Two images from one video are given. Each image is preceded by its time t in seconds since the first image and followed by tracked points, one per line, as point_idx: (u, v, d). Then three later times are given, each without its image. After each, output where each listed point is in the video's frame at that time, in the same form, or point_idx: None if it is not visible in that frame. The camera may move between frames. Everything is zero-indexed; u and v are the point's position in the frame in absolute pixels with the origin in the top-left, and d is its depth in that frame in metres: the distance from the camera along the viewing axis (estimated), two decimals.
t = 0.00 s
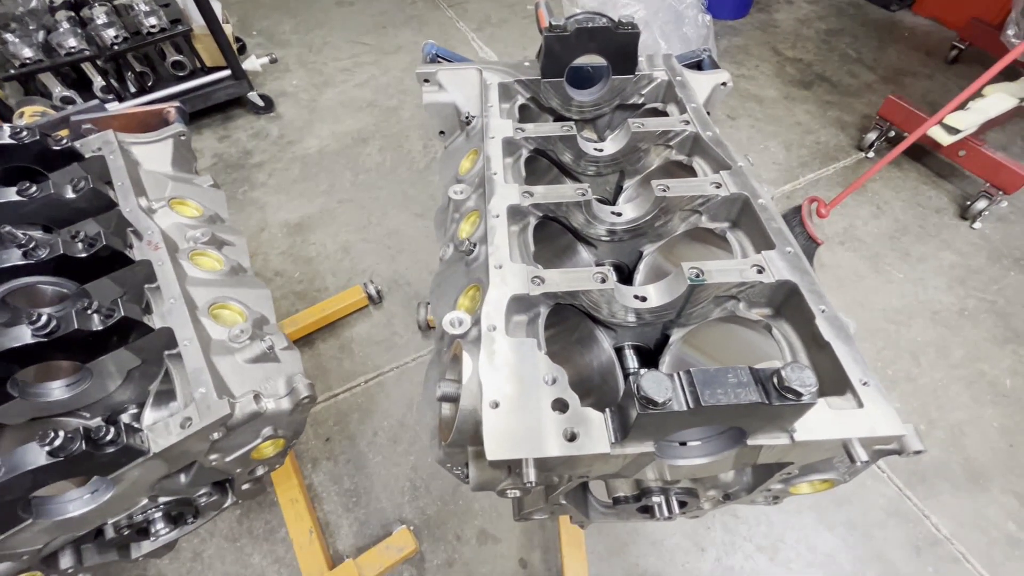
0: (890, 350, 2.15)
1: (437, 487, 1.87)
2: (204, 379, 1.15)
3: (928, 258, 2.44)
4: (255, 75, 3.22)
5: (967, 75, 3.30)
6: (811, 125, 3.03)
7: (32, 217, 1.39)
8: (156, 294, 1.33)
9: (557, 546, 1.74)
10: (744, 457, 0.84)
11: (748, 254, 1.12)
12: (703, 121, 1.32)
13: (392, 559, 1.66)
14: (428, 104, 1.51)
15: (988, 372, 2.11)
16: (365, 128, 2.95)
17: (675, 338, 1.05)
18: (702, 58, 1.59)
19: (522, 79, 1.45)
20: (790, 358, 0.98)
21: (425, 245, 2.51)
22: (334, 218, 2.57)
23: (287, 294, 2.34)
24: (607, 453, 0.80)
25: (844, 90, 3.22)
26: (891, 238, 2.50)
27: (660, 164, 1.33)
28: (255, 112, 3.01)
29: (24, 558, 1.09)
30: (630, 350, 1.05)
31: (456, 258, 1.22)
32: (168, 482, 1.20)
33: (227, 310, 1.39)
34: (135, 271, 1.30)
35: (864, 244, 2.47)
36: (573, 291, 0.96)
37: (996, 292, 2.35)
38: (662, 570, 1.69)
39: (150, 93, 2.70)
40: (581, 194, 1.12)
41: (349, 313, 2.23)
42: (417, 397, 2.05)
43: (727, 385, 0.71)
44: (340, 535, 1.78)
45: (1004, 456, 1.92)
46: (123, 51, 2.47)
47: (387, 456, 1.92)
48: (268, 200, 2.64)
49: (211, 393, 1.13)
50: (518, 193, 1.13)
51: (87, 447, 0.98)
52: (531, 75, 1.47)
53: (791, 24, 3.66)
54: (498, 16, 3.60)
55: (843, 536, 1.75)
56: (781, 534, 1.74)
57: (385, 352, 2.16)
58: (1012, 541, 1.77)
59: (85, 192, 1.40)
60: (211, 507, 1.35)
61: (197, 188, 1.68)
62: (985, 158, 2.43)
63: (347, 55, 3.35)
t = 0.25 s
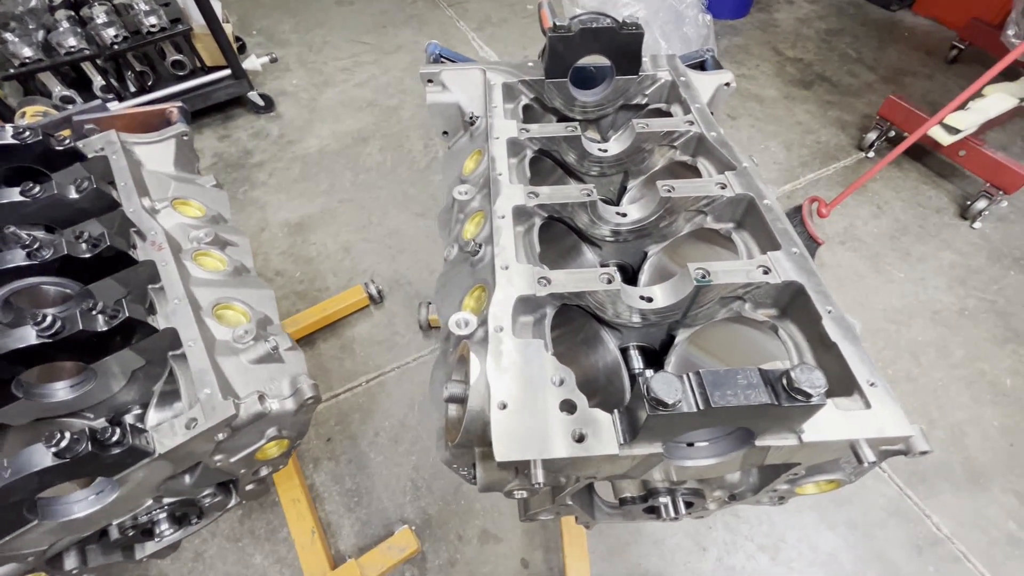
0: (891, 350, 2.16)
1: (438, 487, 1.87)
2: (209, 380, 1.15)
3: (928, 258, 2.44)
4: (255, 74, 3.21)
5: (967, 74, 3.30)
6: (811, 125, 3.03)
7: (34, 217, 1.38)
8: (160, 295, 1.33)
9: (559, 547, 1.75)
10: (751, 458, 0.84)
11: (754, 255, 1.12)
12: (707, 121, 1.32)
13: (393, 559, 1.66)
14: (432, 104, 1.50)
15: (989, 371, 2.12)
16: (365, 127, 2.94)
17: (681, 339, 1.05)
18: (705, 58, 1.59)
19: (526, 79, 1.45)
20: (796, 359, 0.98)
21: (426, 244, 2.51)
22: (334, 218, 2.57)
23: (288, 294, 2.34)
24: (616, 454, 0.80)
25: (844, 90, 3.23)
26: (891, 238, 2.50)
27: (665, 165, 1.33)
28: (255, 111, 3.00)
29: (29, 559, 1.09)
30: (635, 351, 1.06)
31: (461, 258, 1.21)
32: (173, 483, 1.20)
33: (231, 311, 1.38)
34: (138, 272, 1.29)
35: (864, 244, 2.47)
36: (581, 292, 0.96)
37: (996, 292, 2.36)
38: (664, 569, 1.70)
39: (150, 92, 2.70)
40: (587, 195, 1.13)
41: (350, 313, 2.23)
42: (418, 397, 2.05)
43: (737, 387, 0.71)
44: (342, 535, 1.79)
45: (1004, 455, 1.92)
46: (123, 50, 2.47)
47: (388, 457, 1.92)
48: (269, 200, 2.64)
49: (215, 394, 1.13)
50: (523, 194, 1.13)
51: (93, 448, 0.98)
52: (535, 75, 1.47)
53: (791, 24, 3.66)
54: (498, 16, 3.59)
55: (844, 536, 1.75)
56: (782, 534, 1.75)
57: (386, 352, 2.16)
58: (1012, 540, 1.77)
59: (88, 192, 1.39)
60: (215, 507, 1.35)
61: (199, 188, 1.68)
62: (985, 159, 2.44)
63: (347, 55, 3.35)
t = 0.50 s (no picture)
0: (892, 349, 2.16)
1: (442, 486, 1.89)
2: (219, 381, 1.15)
3: (930, 257, 2.45)
4: (255, 72, 3.20)
5: (968, 73, 3.30)
6: (812, 124, 3.03)
7: (40, 217, 1.37)
8: (167, 294, 1.33)
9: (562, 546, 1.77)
10: (768, 459, 0.84)
11: (766, 255, 1.11)
12: (717, 121, 1.32)
13: (397, 559, 1.67)
14: (439, 103, 1.49)
15: (990, 370, 2.12)
16: (366, 126, 2.94)
17: (692, 339, 1.05)
18: (713, 57, 1.59)
19: (533, 78, 1.44)
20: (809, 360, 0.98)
21: (428, 243, 2.51)
22: (336, 217, 2.57)
23: (290, 292, 2.34)
24: (633, 456, 0.79)
25: (846, 89, 3.23)
26: (893, 237, 2.51)
27: (674, 164, 1.32)
28: (256, 109, 2.99)
29: (38, 560, 1.09)
30: (646, 352, 1.06)
31: (471, 258, 1.21)
32: (182, 483, 1.19)
33: (238, 311, 1.37)
34: (145, 271, 1.29)
35: (866, 243, 2.48)
36: (594, 293, 0.96)
37: (998, 290, 2.36)
38: (667, 568, 1.70)
39: (149, 90, 2.69)
40: (597, 195, 1.12)
41: (353, 312, 2.24)
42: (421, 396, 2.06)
43: (758, 389, 0.71)
44: (345, 534, 1.81)
45: (1006, 454, 1.93)
46: (122, 48, 2.46)
47: (392, 456, 1.94)
48: (270, 199, 2.64)
49: (225, 395, 1.13)
50: (534, 194, 1.13)
51: (104, 449, 0.97)
52: (543, 74, 1.47)
53: (792, 22, 3.66)
54: (499, 13, 3.58)
55: (846, 534, 1.76)
56: (785, 532, 1.75)
57: (388, 351, 2.17)
58: (1014, 538, 1.78)
59: (94, 192, 1.39)
60: (223, 507, 1.35)
61: (204, 187, 1.67)
62: (987, 158, 2.43)
63: (348, 52, 3.34)
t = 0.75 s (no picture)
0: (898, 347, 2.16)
1: (448, 485, 1.90)
2: (233, 382, 1.14)
3: (934, 256, 2.45)
4: (257, 71, 3.19)
5: (971, 72, 3.30)
6: (815, 123, 3.03)
7: (50, 216, 1.37)
8: (178, 294, 1.31)
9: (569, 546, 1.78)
10: (794, 461, 0.83)
11: (784, 255, 1.11)
12: (732, 120, 1.31)
13: (404, 558, 1.66)
14: (451, 102, 1.49)
15: (995, 369, 2.12)
16: (368, 124, 2.92)
17: (710, 340, 1.04)
18: (725, 55, 1.58)
19: (546, 76, 1.44)
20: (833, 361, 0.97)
21: (433, 242, 2.50)
22: (339, 216, 2.56)
23: (294, 292, 2.34)
24: (661, 457, 0.78)
25: (849, 88, 3.22)
26: (897, 236, 2.51)
27: (688, 163, 1.32)
28: (258, 108, 2.98)
29: (54, 562, 1.08)
30: (663, 351, 1.06)
31: (485, 258, 1.21)
32: (196, 485, 1.19)
33: (250, 312, 1.36)
34: (156, 270, 1.28)
35: (870, 242, 2.48)
36: (614, 293, 0.96)
37: (1002, 289, 2.36)
38: (674, 567, 1.70)
39: (151, 89, 2.67)
40: (614, 195, 1.11)
41: (357, 312, 2.24)
42: (426, 395, 2.07)
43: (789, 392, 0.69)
44: (352, 534, 1.82)
45: (1011, 453, 1.93)
46: (124, 47, 2.44)
47: (397, 455, 1.95)
48: (273, 198, 2.63)
49: (240, 396, 1.12)
50: (550, 193, 1.12)
51: (121, 451, 0.96)
52: (556, 73, 1.46)
53: (795, 21, 3.65)
54: (501, 12, 3.57)
55: (853, 533, 1.76)
56: (792, 531, 1.75)
57: (393, 350, 2.18)
58: (1020, 537, 1.78)
59: (104, 191, 1.38)
60: (235, 509, 1.33)
61: (213, 186, 1.66)
62: (993, 157, 2.42)
63: (350, 51, 3.32)
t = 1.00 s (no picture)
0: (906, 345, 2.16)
1: (459, 485, 1.89)
2: (257, 386, 1.13)
3: (941, 254, 2.45)
4: (258, 67, 3.15)
5: (974, 69, 3.30)
6: (821, 120, 3.02)
7: (64, 215, 1.34)
8: (196, 295, 1.29)
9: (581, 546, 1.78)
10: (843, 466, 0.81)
11: (819, 255, 1.09)
12: (760, 118, 1.30)
13: (417, 559, 1.67)
14: (471, 99, 1.46)
15: (1002, 367, 2.13)
16: (371, 121, 2.90)
17: (744, 341, 1.03)
18: (746, 53, 1.56)
19: (570, 73, 1.41)
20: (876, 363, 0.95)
21: (439, 240, 2.48)
22: (344, 214, 2.53)
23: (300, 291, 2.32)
24: (712, 464, 0.77)
25: (853, 85, 3.21)
26: (903, 234, 2.51)
27: (715, 162, 1.30)
28: (260, 104, 2.94)
29: (77, 570, 1.06)
30: (694, 354, 1.04)
31: (512, 259, 1.19)
32: (219, 490, 1.16)
33: (270, 313, 1.34)
34: (174, 271, 1.25)
35: (877, 240, 2.48)
36: (652, 295, 0.95)
37: (1008, 287, 2.37)
38: (686, 566, 1.70)
39: (153, 85, 2.63)
40: (646, 194, 1.10)
41: (363, 310, 2.23)
42: (435, 395, 2.05)
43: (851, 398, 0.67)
44: (362, 534, 1.81)
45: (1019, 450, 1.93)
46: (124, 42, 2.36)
47: (406, 454, 1.94)
48: (277, 195, 2.60)
49: (265, 400, 1.10)
50: (581, 192, 1.10)
51: (148, 457, 0.95)
52: (578, 70, 1.43)
53: (799, 17, 3.63)
54: (504, 7, 3.54)
55: (863, 531, 1.76)
56: (803, 529, 1.75)
57: (401, 349, 2.17)
58: None
59: (120, 191, 1.36)
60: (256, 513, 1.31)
61: (226, 184, 1.63)
62: (997, 153, 2.43)
63: (352, 47, 3.29)
